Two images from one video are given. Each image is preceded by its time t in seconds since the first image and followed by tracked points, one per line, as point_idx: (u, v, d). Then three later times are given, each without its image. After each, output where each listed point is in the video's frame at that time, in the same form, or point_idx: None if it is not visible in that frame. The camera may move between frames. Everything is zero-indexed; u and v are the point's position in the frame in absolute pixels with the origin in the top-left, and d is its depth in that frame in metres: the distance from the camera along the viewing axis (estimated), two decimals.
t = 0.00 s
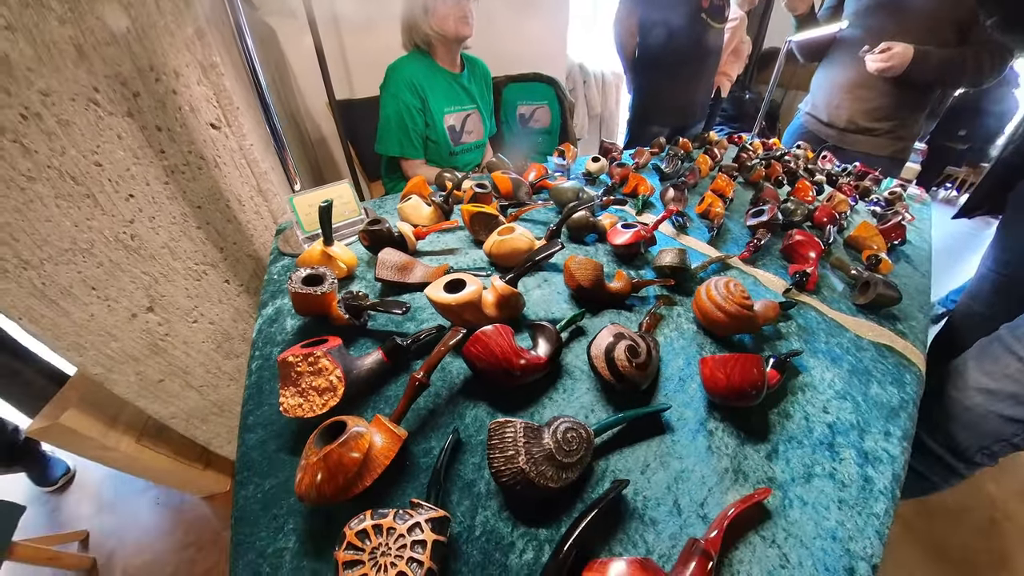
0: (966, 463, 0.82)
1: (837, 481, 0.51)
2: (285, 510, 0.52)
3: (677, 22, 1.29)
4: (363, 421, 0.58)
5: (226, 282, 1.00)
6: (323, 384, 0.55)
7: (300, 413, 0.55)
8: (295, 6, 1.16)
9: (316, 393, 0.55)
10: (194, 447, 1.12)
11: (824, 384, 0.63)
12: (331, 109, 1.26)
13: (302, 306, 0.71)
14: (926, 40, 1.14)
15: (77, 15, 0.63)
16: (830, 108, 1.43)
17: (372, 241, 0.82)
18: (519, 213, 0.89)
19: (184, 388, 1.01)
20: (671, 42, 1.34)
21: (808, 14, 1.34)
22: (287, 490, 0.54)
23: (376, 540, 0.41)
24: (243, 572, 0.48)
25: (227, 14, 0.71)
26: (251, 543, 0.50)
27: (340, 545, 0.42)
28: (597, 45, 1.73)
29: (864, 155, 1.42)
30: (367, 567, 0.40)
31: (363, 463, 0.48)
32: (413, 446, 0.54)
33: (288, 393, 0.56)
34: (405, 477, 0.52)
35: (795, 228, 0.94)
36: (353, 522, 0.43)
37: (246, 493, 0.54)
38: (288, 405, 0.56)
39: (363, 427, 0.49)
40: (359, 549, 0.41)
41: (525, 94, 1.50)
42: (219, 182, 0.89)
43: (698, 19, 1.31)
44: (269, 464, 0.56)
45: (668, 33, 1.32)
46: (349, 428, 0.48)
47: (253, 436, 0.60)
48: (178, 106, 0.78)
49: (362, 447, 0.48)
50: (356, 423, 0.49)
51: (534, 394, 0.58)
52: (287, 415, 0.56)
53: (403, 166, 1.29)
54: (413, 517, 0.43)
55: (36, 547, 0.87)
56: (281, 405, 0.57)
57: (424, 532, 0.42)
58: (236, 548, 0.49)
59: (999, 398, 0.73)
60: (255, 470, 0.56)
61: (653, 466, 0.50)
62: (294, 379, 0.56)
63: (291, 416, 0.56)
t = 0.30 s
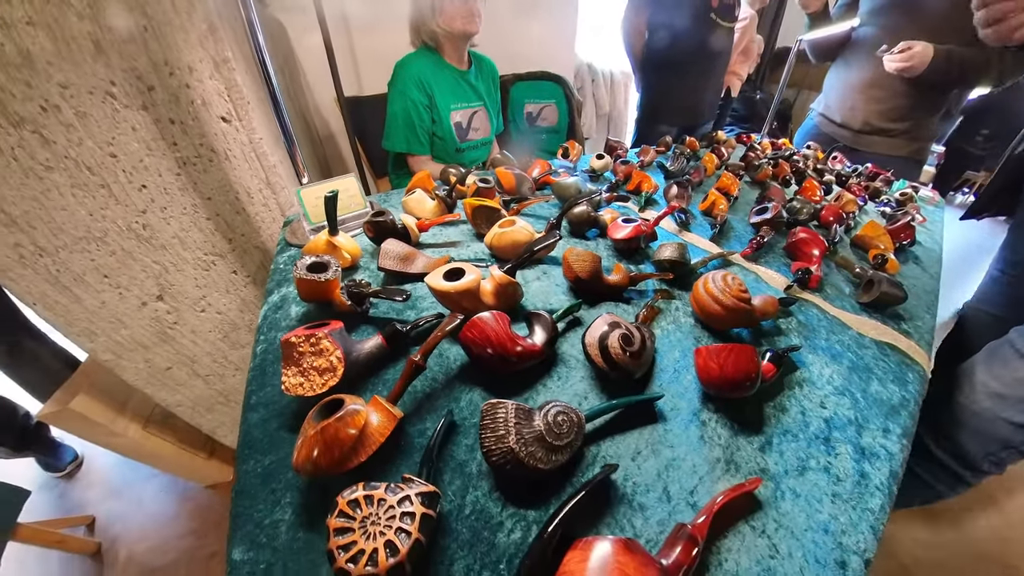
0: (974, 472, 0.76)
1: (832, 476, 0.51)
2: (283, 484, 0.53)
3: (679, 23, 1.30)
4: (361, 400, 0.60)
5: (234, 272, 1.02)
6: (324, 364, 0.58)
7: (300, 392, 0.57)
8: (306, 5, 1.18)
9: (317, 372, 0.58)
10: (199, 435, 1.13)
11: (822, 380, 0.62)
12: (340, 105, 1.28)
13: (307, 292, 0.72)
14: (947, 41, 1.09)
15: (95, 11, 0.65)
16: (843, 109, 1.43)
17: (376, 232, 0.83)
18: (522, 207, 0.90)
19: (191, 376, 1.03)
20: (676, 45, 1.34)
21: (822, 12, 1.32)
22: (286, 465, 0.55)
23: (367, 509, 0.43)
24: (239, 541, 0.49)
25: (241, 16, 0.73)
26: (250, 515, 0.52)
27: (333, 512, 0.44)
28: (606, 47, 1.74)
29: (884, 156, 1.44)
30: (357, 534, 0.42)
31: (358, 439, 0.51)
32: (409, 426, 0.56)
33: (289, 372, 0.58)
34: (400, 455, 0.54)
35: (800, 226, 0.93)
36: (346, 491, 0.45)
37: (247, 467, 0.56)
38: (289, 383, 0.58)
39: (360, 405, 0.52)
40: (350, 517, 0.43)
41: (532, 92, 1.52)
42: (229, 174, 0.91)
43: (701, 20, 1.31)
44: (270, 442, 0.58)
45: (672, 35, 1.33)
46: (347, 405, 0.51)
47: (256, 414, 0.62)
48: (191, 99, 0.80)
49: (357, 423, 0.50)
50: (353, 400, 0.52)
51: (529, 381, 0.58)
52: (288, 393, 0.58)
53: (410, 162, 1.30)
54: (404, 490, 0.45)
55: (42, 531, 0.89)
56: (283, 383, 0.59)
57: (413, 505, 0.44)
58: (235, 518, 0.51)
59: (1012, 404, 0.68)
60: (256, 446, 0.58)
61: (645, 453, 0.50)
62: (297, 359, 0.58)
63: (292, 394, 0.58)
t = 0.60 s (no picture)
0: (978, 480, 0.74)
1: (826, 475, 0.50)
2: (279, 467, 0.54)
3: (685, 20, 1.30)
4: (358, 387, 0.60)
5: (239, 266, 1.03)
6: (323, 351, 0.59)
7: (298, 378, 0.58)
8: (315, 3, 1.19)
9: (316, 359, 0.59)
10: (204, 425, 1.14)
11: (820, 380, 0.61)
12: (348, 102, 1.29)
13: (309, 283, 0.73)
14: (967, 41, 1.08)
15: (107, 7, 0.66)
16: (856, 111, 1.41)
17: (379, 227, 0.84)
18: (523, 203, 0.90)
19: (196, 367, 1.04)
20: (681, 42, 1.34)
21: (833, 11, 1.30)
22: (284, 448, 0.56)
23: (357, 490, 0.43)
24: (235, 520, 0.50)
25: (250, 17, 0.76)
26: (246, 496, 0.52)
27: (324, 490, 0.45)
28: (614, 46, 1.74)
29: (898, 159, 1.42)
30: (346, 513, 0.42)
31: (352, 424, 0.51)
32: (403, 414, 0.57)
33: (289, 359, 0.59)
34: (393, 441, 0.54)
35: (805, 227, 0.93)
36: (337, 471, 0.45)
37: (244, 451, 0.57)
38: (288, 369, 0.59)
39: (355, 391, 0.53)
40: (341, 497, 0.44)
41: (539, 91, 1.53)
42: (236, 170, 0.91)
43: (708, 18, 1.30)
44: (269, 426, 0.59)
45: (678, 34, 1.33)
46: (342, 390, 0.52)
47: (256, 400, 0.63)
48: (200, 96, 0.80)
49: (352, 409, 0.51)
50: (349, 386, 0.53)
51: (522, 374, 0.59)
52: (287, 380, 0.60)
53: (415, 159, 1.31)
54: (394, 473, 0.45)
55: (51, 516, 0.93)
56: (282, 369, 0.60)
57: (402, 487, 0.44)
58: (234, 497, 0.52)
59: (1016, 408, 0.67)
60: (255, 431, 0.59)
61: (635, 447, 0.50)
62: (296, 346, 0.59)
63: (291, 380, 0.59)
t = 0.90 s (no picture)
0: (987, 492, 0.69)
1: (820, 479, 0.49)
2: (268, 454, 0.54)
3: (693, 24, 1.28)
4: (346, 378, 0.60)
5: (241, 261, 1.01)
6: (313, 342, 0.59)
7: (289, 367, 0.58)
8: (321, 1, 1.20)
9: (307, 350, 0.59)
10: (205, 418, 1.15)
11: (818, 381, 0.60)
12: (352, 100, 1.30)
13: (304, 277, 0.73)
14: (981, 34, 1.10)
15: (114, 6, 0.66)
16: (867, 111, 1.36)
17: (376, 222, 0.83)
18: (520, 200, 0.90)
19: (198, 361, 1.04)
20: (688, 45, 1.33)
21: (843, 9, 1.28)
22: (274, 437, 0.56)
23: (337, 477, 0.43)
24: (222, 506, 0.50)
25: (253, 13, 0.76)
26: (234, 482, 0.52)
27: (306, 476, 0.45)
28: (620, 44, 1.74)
29: (908, 159, 1.35)
30: (325, 499, 0.42)
31: (339, 414, 0.51)
32: (391, 406, 0.56)
33: (281, 349, 0.59)
34: (380, 432, 0.54)
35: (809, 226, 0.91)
36: (319, 458, 0.45)
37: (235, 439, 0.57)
38: (279, 359, 0.59)
39: (342, 381, 0.52)
40: (321, 483, 0.43)
41: (544, 90, 1.52)
42: (238, 165, 0.90)
43: (716, 20, 1.28)
44: (261, 415, 0.59)
45: (685, 35, 1.31)
46: (329, 379, 0.52)
47: (249, 389, 0.63)
48: (203, 91, 0.79)
49: (339, 398, 0.51)
50: (337, 376, 0.53)
51: (512, 369, 0.58)
52: (279, 369, 0.59)
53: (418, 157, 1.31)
54: (375, 461, 0.45)
55: (54, 506, 0.94)
56: (274, 359, 0.59)
57: (383, 476, 0.44)
58: (222, 483, 0.52)
59: None
60: (247, 419, 0.59)
61: (622, 444, 0.49)
62: (288, 337, 0.59)
63: (283, 370, 0.59)
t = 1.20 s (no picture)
0: (995, 497, 0.67)
1: (818, 480, 0.47)
2: (261, 444, 0.54)
3: (696, 23, 1.28)
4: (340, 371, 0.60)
5: (242, 257, 1.01)
6: (308, 334, 0.59)
7: (284, 359, 0.58)
8: None
9: (302, 342, 0.59)
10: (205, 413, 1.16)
11: (818, 381, 0.58)
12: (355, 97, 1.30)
13: (302, 271, 0.73)
14: (989, 31, 1.10)
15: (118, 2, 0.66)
16: (874, 109, 1.33)
17: (375, 218, 0.83)
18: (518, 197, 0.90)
19: (199, 356, 1.04)
20: (690, 45, 1.32)
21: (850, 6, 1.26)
22: (267, 428, 0.56)
23: (325, 465, 0.43)
24: (214, 494, 0.50)
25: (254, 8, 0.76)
26: (227, 471, 0.52)
27: (296, 463, 0.44)
28: (625, 42, 1.73)
29: (916, 159, 1.33)
30: (313, 487, 0.42)
31: (331, 405, 0.51)
32: (383, 398, 0.56)
33: (276, 340, 0.59)
34: (372, 424, 0.54)
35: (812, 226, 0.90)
36: (309, 446, 0.45)
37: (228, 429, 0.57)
38: (274, 351, 0.58)
39: (335, 372, 0.52)
40: (310, 471, 0.43)
41: (548, 89, 1.52)
42: (240, 161, 0.90)
43: (718, 18, 1.27)
44: (255, 406, 0.59)
45: (687, 35, 1.31)
46: (322, 370, 0.52)
47: (244, 380, 0.63)
48: (206, 87, 0.79)
49: (331, 389, 0.51)
50: (329, 367, 0.53)
51: (504, 363, 0.58)
52: (274, 361, 0.59)
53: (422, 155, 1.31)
54: (364, 451, 0.44)
55: (54, 499, 0.95)
56: (269, 351, 0.59)
57: (371, 465, 0.43)
58: (215, 472, 0.52)
59: None
60: (241, 410, 0.59)
61: (614, 440, 0.48)
62: (283, 329, 0.59)
63: (278, 362, 0.58)
